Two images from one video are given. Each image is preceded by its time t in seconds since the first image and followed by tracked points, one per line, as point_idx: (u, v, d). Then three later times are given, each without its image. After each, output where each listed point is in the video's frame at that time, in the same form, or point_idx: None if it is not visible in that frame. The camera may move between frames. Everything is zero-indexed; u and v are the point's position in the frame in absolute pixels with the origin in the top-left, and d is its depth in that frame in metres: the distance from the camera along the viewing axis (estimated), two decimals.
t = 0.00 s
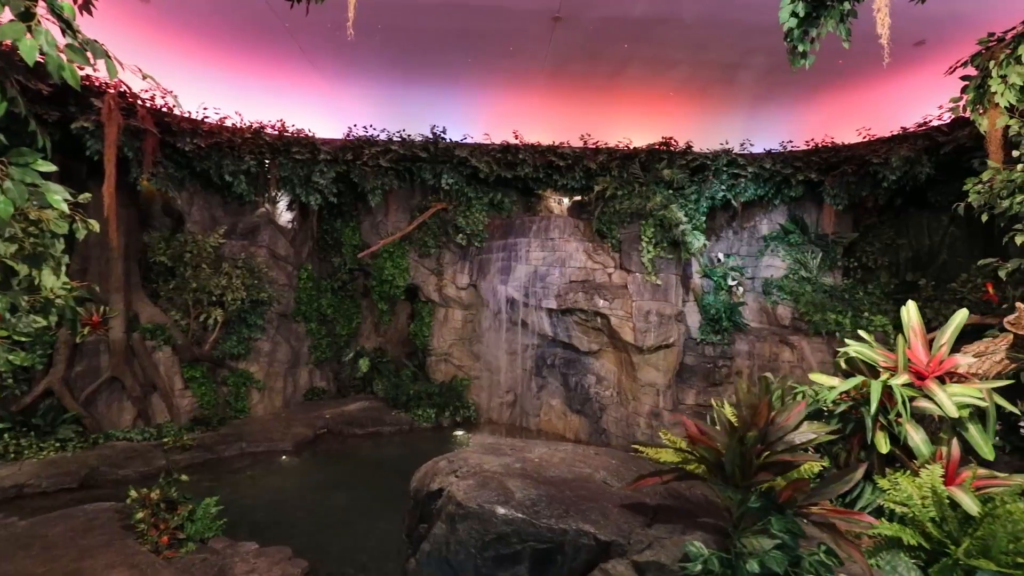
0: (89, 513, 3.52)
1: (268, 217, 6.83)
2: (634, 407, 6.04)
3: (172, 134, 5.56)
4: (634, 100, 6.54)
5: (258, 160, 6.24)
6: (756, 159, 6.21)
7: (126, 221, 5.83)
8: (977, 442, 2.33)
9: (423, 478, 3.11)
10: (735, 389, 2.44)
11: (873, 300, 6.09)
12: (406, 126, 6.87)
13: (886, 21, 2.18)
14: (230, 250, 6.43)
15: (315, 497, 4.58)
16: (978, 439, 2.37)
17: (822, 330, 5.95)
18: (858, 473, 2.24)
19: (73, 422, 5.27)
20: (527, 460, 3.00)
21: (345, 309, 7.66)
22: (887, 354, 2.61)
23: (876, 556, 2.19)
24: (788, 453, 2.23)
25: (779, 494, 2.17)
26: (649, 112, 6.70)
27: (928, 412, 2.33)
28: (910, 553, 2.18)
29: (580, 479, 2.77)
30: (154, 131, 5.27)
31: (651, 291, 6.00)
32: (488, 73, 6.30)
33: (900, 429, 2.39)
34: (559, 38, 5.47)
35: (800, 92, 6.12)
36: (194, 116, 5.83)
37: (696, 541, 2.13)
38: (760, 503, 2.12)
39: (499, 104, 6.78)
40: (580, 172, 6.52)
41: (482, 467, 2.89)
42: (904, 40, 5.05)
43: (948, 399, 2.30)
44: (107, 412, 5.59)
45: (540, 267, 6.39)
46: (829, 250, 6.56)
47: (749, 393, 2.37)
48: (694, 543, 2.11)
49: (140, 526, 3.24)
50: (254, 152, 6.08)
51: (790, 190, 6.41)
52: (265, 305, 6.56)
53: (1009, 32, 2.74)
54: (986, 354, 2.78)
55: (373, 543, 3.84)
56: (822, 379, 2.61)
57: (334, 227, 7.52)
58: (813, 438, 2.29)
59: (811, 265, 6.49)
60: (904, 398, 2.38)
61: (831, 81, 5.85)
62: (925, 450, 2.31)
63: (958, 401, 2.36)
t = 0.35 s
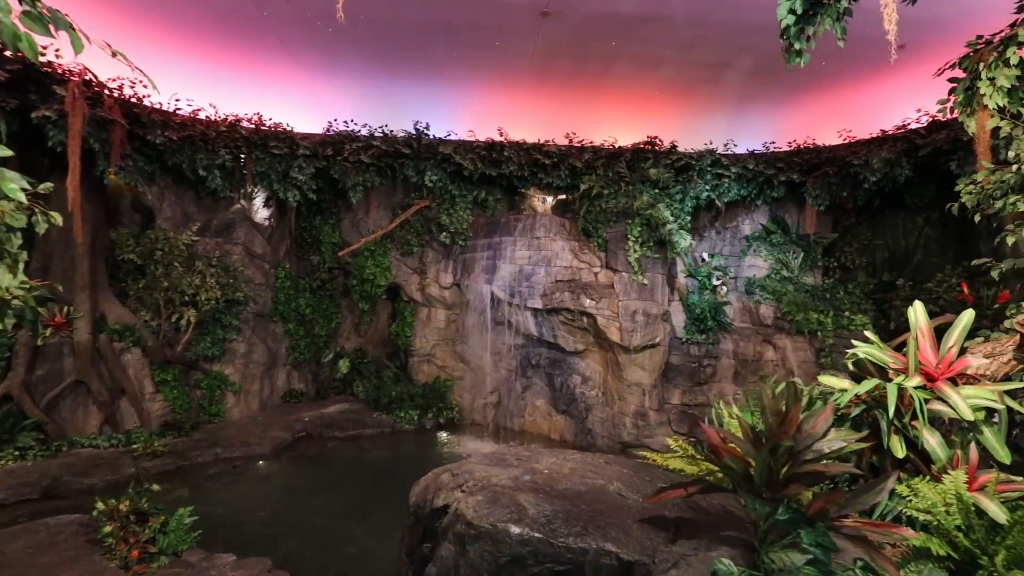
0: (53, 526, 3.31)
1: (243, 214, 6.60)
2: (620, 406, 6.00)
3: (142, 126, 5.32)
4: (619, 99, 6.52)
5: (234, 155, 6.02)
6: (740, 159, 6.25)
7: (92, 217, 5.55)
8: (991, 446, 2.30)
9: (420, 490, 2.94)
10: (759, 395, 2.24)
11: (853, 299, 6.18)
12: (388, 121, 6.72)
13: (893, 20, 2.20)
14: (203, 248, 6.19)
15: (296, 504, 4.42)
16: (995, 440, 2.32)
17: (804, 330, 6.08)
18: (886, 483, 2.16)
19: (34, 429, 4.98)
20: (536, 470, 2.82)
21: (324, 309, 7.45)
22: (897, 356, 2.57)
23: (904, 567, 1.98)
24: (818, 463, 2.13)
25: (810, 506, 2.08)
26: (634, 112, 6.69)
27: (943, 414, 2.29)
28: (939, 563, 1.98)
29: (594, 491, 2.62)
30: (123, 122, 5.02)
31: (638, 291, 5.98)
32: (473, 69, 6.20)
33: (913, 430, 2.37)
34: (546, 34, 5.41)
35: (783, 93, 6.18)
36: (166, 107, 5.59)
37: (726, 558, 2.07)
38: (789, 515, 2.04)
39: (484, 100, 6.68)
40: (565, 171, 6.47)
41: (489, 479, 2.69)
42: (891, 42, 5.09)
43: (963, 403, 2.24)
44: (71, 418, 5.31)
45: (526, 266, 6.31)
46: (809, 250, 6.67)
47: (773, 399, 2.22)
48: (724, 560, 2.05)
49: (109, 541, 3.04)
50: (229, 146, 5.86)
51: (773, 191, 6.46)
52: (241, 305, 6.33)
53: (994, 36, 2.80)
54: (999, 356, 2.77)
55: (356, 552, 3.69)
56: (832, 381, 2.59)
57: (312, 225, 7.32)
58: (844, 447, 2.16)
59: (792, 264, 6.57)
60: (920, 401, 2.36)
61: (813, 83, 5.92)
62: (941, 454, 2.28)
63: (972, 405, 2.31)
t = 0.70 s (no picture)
0: (15, 541, 3.10)
1: (220, 211, 6.38)
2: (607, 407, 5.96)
3: (112, 118, 5.09)
4: (606, 98, 6.49)
5: (210, 149, 5.80)
6: (724, 159, 6.27)
7: (58, 212, 5.28)
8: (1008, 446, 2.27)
9: (422, 502, 2.72)
10: (786, 399, 2.24)
11: (836, 299, 6.25)
12: (371, 117, 6.58)
13: (903, 13, 2.24)
14: (177, 246, 5.95)
15: (276, 512, 4.25)
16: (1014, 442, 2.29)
17: (789, 328, 6.09)
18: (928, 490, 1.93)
19: None
20: (546, 480, 2.56)
21: (304, 309, 7.25)
22: (909, 356, 2.57)
23: None
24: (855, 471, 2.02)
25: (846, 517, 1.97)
26: (621, 111, 6.67)
27: (963, 413, 2.28)
28: (973, 573, 1.87)
29: (609, 501, 2.35)
30: (91, 113, 4.79)
31: (626, 291, 5.95)
32: (459, 65, 6.10)
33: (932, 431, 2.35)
34: (534, 29, 5.34)
35: (767, 95, 6.23)
36: (137, 99, 5.37)
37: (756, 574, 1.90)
38: (821, 527, 1.90)
39: (470, 97, 6.58)
40: (551, 170, 6.42)
41: (499, 492, 2.42)
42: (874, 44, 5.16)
43: (981, 404, 2.25)
44: (34, 425, 5.03)
45: (512, 265, 6.24)
46: (793, 250, 6.70)
47: (802, 404, 2.18)
48: None
49: (75, 557, 2.85)
50: (204, 140, 5.64)
51: (757, 191, 6.49)
52: (217, 305, 6.11)
53: (986, 36, 2.82)
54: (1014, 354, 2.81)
55: (341, 562, 3.56)
56: (843, 380, 2.58)
57: (292, 223, 7.13)
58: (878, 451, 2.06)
59: (777, 264, 6.61)
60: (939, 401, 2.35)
61: (796, 85, 5.99)
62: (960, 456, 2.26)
63: (989, 405, 2.29)
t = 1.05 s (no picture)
0: None
1: (194, 206, 6.12)
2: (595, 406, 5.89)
3: (77, 106, 4.82)
4: (593, 94, 6.42)
5: (184, 141, 5.55)
6: (711, 157, 6.25)
7: (19, 206, 4.98)
8: None
9: (425, 521, 2.60)
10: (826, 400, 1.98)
11: (821, 297, 6.30)
12: (354, 110, 6.39)
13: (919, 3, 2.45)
14: (148, 242, 5.68)
15: (254, 519, 4.07)
16: None
17: (775, 327, 6.07)
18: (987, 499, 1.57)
19: None
20: (563, 494, 2.44)
21: (283, 307, 7.00)
22: (930, 356, 2.56)
23: None
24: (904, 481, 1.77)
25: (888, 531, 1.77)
26: (609, 108, 6.61)
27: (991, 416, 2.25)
28: None
29: (614, 507, 2.32)
30: (53, 100, 4.52)
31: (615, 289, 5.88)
32: (445, 56, 5.96)
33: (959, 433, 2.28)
34: (522, 21, 5.23)
35: (753, 93, 6.24)
36: (104, 87, 5.10)
37: None
38: (868, 542, 1.61)
39: (455, 91, 6.45)
40: (538, 166, 6.33)
41: (514, 509, 2.30)
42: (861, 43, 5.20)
43: (1009, 404, 2.23)
44: None
45: (499, 262, 6.13)
46: (778, 249, 6.73)
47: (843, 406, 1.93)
48: None
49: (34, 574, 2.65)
50: (177, 131, 5.39)
51: (743, 190, 6.49)
52: (191, 304, 5.86)
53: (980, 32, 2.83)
54: None
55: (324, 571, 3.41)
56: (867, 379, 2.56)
57: (270, 219, 6.89)
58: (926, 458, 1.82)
59: (762, 263, 6.63)
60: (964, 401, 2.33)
61: (782, 84, 6.01)
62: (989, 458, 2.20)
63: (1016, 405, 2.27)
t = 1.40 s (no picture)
0: None
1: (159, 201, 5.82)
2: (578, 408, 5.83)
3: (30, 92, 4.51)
4: (577, 92, 6.35)
5: (149, 132, 5.26)
6: (693, 158, 6.26)
7: None
8: None
9: (425, 549, 2.50)
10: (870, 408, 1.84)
11: (799, 297, 6.37)
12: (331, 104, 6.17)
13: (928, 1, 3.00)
14: (110, 238, 5.35)
15: (226, 531, 3.85)
16: None
17: (756, 327, 6.12)
18: None
19: None
20: (579, 514, 2.33)
21: (255, 306, 6.68)
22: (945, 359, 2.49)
23: None
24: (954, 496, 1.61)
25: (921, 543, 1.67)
26: (592, 107, 6.55)
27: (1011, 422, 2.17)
28: None
29: (621, 516, 2.31)
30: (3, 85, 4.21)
31: (600, 289, 5.81)
32: (427, 49, 5.82)
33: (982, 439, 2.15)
34: (508, 13, 5.13)
35: (735, 94, 6.27)
36: (61, 73, 4.80)
37: None
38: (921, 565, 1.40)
39: (436, 86, 6.29)
40: (520, 164, 6.23)
41: (530, 534, 2.18)
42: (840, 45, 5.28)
43: None
44: None
45: (481, 261, 6.01)
46: (758, 249, 6.81)
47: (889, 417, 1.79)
48: None
49: None
50: (141, 121, 5.11)
51: (724, 190, 6.52)
52: (157, 304, 5.57)
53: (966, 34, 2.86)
54: None
55: None
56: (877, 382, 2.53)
57: (241, 216, 6.61)
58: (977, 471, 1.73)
59: (743, 263, 6.71)
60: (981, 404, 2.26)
61: (763, 85, 6.06)
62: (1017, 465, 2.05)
63: None
